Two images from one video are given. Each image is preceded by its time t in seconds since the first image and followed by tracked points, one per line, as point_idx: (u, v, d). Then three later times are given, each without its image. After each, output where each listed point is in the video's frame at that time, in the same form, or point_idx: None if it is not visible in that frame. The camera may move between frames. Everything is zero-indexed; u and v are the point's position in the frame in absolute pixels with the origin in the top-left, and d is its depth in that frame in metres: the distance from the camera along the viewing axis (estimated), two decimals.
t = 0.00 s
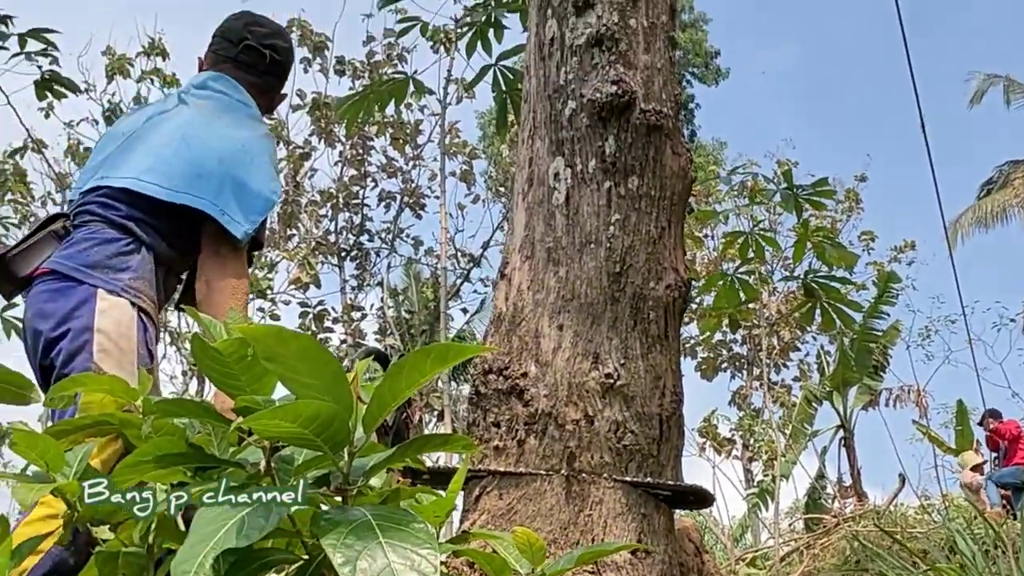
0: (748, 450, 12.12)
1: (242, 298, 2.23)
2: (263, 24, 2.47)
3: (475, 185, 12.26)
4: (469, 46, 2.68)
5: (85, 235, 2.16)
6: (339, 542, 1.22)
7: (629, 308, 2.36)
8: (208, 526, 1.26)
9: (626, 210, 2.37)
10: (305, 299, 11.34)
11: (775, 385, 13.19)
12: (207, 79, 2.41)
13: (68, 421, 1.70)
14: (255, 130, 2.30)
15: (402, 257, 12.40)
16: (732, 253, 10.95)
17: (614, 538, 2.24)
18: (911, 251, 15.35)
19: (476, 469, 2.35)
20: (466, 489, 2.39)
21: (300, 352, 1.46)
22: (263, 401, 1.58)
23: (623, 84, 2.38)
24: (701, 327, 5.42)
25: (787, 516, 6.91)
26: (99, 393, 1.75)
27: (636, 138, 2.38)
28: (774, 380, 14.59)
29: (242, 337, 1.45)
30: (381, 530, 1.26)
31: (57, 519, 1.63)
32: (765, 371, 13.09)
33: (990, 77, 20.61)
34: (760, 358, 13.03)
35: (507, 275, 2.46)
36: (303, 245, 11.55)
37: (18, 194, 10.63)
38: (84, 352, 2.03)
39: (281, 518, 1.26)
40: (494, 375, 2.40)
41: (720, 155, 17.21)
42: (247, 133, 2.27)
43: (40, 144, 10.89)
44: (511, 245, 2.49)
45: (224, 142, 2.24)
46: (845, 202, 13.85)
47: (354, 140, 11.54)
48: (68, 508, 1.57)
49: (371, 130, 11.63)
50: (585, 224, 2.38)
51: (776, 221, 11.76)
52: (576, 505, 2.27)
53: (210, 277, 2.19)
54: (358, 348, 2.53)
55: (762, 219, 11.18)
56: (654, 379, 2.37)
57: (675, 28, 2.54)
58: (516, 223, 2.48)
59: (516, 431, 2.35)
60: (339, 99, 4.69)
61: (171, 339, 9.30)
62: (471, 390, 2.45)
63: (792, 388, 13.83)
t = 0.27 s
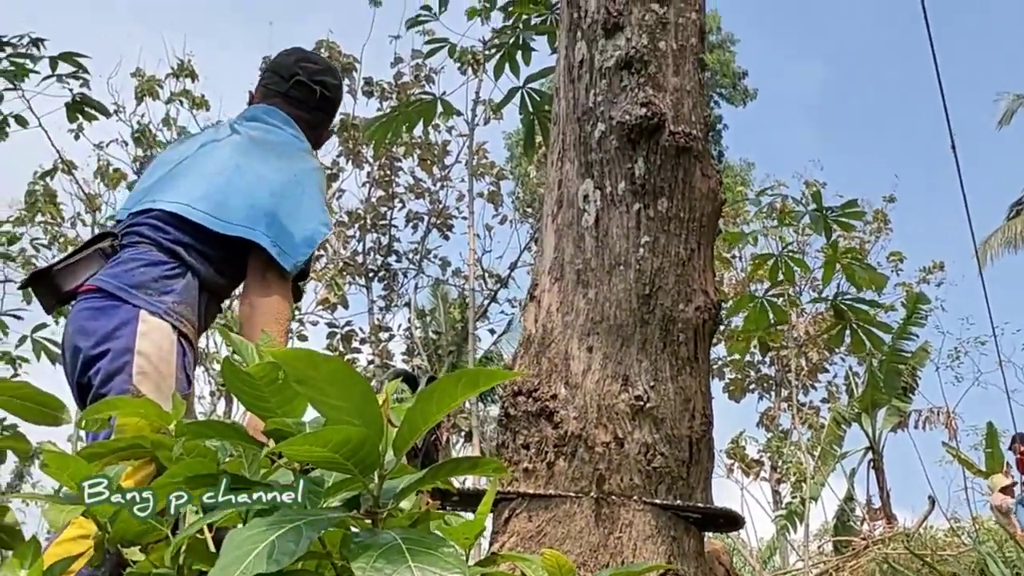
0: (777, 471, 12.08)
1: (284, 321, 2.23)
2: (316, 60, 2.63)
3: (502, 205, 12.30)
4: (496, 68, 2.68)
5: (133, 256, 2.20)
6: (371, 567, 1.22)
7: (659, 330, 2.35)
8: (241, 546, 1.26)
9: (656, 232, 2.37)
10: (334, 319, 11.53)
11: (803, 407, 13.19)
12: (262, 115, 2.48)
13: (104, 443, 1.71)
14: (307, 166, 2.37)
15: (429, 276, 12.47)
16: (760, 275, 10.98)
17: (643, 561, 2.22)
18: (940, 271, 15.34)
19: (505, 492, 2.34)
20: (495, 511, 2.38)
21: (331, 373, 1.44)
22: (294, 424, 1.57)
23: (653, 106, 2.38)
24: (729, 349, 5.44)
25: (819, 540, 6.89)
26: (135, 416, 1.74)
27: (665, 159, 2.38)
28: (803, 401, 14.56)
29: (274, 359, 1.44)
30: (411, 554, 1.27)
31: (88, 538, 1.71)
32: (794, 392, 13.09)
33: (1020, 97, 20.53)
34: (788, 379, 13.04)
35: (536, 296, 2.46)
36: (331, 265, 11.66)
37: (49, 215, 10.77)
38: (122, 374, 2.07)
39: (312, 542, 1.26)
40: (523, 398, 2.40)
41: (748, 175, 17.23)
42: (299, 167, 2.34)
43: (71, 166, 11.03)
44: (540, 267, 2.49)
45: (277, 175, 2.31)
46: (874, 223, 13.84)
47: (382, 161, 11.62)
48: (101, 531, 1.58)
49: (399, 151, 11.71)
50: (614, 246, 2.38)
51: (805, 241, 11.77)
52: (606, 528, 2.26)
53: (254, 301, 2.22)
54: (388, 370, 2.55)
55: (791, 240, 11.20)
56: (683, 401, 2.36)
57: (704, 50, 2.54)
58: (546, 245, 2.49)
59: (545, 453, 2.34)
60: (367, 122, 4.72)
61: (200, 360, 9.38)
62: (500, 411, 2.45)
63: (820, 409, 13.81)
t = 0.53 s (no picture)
0: (800, 487, 12.02)
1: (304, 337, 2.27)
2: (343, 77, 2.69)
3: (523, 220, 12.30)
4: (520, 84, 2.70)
5: (156, 274, 2.25)
6: None
7: (682, 345, 2.35)
8: (266, 559, 1.28)
9: (679, 248, 2.37)
10: (356, 335, 11.56)
11: (827, 422, 13.15)
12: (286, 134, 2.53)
13: (127, 459, 1.69)
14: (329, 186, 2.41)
15: (452, 291, 12.47)
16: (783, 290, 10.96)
17: None
18: (963, 286, 15.28)
19: (528, 507, 2.33)
20: (519, 526, 2.37)
21: (356, 390, 1.46)
22: (317, 439, 1.57)
23: (676, 121, 2.39)
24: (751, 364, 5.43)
25: (847, 558, 6.85)
26: (154, 430, 1.74)
27: (688, 174, 2.38)
28: (826, 416, 14.52)
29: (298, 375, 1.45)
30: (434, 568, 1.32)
31: (115, 555, 1.67)
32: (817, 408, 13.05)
33: None
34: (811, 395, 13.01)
35: (559, 311, 2.47)
36: (353, 281, 11.70)
37: (72, 231, 10.83)
38: (145, 391, 2.12)
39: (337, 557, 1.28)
40: (546, 413, 2.39)
41: (769, 189, 17.20)
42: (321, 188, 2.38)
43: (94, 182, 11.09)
44: (563, 282, 2.50)
45: (299, 196, 2.35)
46: (896, 238, 13.81)
47: (403, 176, 11.65)
48: (126, 546, 1.62)
49: (421, 167, 11.72)
50: (637, 261, 2.38)
51: (828, 256, 11.74)
52: (629, 543, 2.25)
53: (275, 318, 2.26)
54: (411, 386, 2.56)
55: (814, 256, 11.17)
56: (707, 416, 2.35)
57: (727, 65, 2.54)
58: (569, 261, 2.50)
59: (569, 468, 2.34)
60: (388, 138, 4.73)
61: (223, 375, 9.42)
62: (524, 427, 2.44)
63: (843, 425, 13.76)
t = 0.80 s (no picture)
0: (813, 495, 12.01)
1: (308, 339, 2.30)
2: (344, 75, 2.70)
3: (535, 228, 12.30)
4: (533, 92, 2.69)
5: (160, 283, 2.29)
6: None
7: (697, 354, 2.35)
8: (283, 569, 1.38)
9: (693, 256, 2.37)
10: (369, 343, 11.58)
11: (840, 430, 13.15)
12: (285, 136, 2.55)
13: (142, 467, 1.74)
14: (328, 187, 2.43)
15: (464, 299, 12.48)
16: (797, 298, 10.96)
17: None
18: (975, 293, 15.29)
19: (543, 517, 2.33)
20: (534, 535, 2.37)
21: (372, 400, 1.48)
22: (333, 449, 1.58)
23: (691, 130, 2.39)
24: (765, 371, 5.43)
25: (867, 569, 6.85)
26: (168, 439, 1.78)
27: (703, 183, 2.38)
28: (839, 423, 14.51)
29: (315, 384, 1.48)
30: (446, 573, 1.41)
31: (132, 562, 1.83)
32: (829, 415, 13.05)
33: None
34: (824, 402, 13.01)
35: (575, 320, 2.47)
36: (365, 289, 11.72)
37: (85, 239, 10.82)
38: (156, 399, 2.18)
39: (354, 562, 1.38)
40: (561, 422, 2.39)
41: (783, 198, 17.17)
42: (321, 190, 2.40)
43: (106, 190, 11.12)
44: (578, 291, 2.50)
45: (298, 199, 2.37)
46: (909, 245, 13.81)
47: (414, 184, 11.66)
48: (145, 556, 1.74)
49: (433, 175, 11.73)
50: (652, 270, 2.38)
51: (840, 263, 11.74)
52: (644, 552, 2.25)
53: (280, 323, 2.29)
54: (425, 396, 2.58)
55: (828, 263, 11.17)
56: (722, 425, 2.35)
57: (742, 74, 2.54)
58: (584, 269, 2.50)
59: (584, 477, 2.34)
60: (404, 147, 4.74)
61: (235, 383, 9.45)
62: (539, 436, 2.44)
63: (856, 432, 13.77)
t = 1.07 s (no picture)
0: (819, 500, 11.99)
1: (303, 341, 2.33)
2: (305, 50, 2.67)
3: (542, 233, 12.30)
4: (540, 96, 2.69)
5: (151, 290, 2.31)
6: None
7: (703, 360, 2.35)
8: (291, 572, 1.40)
9: (700, 261, 2.37)
10: (376, 348, 11.59)
11: (846, 435, 13.14)
12: (267, 134, 2.56)
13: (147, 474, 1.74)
14: (304, 181, 2.42)
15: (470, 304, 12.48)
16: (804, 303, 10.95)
17: None
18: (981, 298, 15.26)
19: (550, 522, 2.33)
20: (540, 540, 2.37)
21: (380, 405, 1.49)
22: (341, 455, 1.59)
23: (697, 135, 2.38)
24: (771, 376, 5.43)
25: None
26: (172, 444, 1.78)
27: (710, 188, 2.38)
28: (846, 428, 14.49)
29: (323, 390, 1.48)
30: None
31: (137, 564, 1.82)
32: (836, 421, 13.04)
33: None
34: (830, 407, 13.00)
35: (581, 325, 2.46)
36: (371, 293, 11.73)
37: (91, 244, 10.83)
38: (153, 403, 2.20)
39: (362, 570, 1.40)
40: (568, 427, 2.39)
41: (789, 203, 17.15)
42: (296, 184, 2.39)
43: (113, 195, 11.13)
44: (584, 296, 2.49)
45: (273, 195, 2.37)
46: (915, 249, 13.79)
47: (421, 190, 11.67)
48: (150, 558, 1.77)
49: (439, 180, 11.72)
50: (658, 275, 2.38)
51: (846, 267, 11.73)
52: (651, 558, 2.26)
53: (271, 331, 2.31)
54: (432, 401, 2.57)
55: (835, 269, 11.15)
56: (729, 430, 2.35)
57: (749, 79, 2.54)
58: (590, 274, 2.50)
59: (591, 482, 2.34)
60: (410, 152, 4.74)
61: (242, 388, 9.45)
62: (546, 441, 2.44)
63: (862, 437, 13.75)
